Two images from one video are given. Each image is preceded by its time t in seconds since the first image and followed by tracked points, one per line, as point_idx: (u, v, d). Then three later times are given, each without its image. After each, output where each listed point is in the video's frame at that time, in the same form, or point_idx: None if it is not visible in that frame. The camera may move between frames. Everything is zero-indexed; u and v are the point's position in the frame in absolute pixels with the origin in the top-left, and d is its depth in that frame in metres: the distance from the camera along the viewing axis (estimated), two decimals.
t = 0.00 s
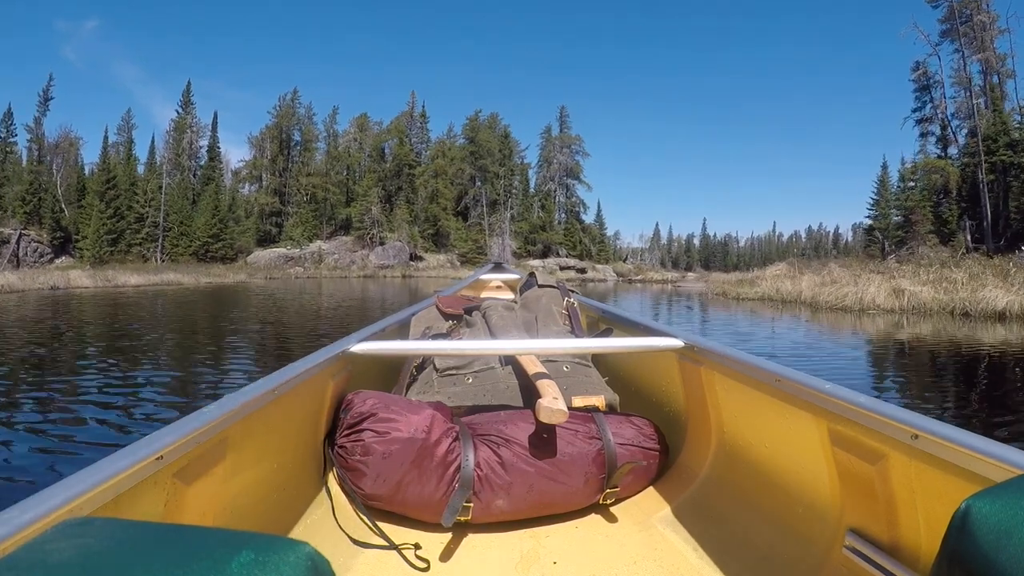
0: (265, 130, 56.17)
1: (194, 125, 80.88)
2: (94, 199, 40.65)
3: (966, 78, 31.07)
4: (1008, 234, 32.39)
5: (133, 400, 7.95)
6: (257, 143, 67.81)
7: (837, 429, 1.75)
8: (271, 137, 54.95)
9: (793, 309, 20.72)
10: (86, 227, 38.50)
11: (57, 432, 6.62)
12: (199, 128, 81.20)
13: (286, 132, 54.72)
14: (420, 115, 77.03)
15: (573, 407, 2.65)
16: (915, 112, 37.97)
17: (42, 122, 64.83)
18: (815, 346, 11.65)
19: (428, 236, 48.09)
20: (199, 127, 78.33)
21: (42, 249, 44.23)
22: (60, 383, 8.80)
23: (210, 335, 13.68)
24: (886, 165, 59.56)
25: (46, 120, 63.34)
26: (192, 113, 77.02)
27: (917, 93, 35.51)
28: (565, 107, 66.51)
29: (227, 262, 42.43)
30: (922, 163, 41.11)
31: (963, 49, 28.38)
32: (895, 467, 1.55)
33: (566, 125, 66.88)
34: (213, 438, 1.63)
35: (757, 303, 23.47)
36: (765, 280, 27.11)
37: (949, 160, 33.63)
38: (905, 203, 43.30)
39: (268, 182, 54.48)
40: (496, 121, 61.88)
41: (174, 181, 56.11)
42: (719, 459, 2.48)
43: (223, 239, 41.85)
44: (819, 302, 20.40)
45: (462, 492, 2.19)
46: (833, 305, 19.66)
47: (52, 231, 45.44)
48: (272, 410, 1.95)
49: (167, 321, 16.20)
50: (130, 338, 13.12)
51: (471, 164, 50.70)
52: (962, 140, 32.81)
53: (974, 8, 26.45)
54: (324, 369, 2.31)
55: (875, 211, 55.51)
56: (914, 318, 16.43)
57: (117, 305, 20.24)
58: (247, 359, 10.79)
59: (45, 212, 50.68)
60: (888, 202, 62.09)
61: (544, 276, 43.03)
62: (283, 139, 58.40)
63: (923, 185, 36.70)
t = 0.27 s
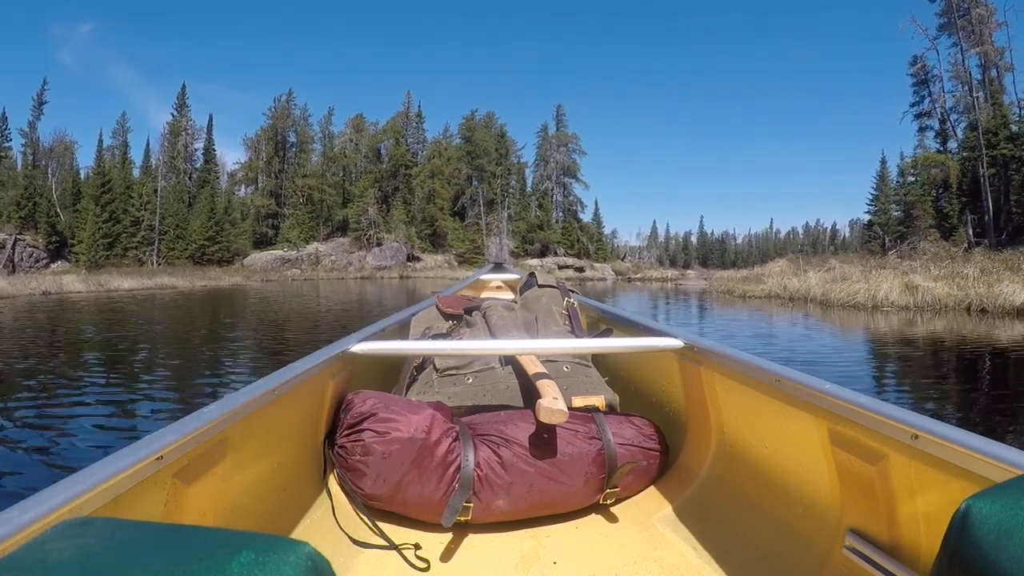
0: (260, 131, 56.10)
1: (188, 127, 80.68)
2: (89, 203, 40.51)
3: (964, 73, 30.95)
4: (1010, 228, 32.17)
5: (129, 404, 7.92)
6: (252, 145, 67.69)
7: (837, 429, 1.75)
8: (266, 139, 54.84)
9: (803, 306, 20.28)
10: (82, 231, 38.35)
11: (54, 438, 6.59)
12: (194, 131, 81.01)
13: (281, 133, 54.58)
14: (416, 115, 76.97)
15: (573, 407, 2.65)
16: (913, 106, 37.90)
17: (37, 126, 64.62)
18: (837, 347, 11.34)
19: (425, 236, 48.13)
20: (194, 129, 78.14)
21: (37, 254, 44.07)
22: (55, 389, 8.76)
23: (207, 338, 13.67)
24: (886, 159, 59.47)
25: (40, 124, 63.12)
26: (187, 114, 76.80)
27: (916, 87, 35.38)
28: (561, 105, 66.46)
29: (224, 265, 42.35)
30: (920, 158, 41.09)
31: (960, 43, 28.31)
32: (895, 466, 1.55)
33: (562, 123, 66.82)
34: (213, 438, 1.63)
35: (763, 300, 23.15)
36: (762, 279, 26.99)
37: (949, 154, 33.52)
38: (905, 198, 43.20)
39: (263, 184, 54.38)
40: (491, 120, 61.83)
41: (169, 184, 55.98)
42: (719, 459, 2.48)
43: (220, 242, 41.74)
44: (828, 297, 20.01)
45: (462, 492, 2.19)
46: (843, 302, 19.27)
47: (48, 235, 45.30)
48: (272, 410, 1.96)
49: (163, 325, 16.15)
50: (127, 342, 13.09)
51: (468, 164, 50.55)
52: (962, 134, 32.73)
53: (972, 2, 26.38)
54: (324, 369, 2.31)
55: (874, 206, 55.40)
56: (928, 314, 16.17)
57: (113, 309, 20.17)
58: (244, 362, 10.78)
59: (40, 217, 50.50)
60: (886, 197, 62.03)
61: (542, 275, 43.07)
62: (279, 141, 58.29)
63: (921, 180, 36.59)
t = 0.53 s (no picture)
0: (257, 132, 56.01)
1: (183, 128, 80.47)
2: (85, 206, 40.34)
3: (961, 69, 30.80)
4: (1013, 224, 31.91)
5: (126, 409, 7.88)
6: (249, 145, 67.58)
7: (834, 428, 1.76)
8: (262, 140, 54.75)
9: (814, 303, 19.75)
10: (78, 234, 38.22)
11: (52, 443, 6.56)
12: (189, 133, 80.76)
13: (277, 134, 54.46)
14: (412, 115, 76.92)
15: (573, 407, 2.65)
16: (911, 101, 37.81)
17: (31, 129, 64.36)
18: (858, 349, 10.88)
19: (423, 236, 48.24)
20: (189, 131, 77.97)
21: (34, 258, 43.94)
22: (51, 394, 8.72)
23: (204, 341, 13.67)
24: (885, 155, 59.41)
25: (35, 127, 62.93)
26: (183, 116, 76.63)
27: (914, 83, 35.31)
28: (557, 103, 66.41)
29: (220, 267, 42.23)
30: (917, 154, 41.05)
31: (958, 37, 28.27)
32: (896, 467, 1.55)
33: (559, 121, 66.79)
34: (214, 437, 1.63)
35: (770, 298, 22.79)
36: (759, 279, 26.87)
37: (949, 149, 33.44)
38: (904, 194, 43.09)
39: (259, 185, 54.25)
40: (488, 118, 61.80)
41: (166, 186, 55.84)
42: (719, 459, 2.48)
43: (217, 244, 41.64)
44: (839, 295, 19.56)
45: (462, 493, 2.19)
46: (856, 299, 18.77)
47: (43, 239, 45.14)
48: (272, 411, 1.96)
49: (159, 328, 16.08)
50: (124, 346, 13.06)
51: (465, 164, 50.15)
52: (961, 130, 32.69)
53: None
54: (324, 370, 2.31)
55: (874, 202, 55.30)
56: (945, 310, 15.81)
57: (108, 313, 20.09)
58: (241, 364, 10.78)
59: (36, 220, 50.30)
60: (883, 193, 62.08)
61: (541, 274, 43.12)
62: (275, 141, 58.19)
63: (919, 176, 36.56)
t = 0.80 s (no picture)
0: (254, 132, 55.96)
1: (180, 129, 80.38)
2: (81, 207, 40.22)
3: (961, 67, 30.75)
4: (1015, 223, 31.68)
5: (123, 411, 7.84)
6: (246, 145, 67.46)
7: (835, 429, 1.76)
8: (260, 140, 54.71)
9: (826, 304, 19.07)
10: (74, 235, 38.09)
11: (48, 446, 6.53)
12: (186, 133, 80.58)
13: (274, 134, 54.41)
14: (409, 115, 76.96)
15: (572, 408, 2.65)
16: (912, 99, 37.91)
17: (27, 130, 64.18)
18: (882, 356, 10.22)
19: (421, 236, 48.35)
20: (186, 131, 77.79)
21: (30, 259, 43.81)
22: (47, 396, 8.68)
23: (200, 342, 13.65)
24: (884, 154, 59.38)
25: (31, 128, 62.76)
26: (180, 116, 76.55)
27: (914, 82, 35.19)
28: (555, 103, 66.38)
29: (218, 268, 42.15)
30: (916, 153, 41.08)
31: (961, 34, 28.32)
32: (896, 467, 1.55)
33: (557, 121, 66.79)
34: (213, 438, 1.63)
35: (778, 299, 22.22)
36: (757, 280, 26.78)
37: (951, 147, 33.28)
38: (904, 193, 43.06)
39: (257, 185, 54.18)
40: (486, 118, 61.78)
41: (162, 186, 55.73)
42: (719, 459, 2.48)
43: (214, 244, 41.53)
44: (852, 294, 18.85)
45: (462, 492, 2.19)
46: (869, 300, 18.07)
47: (40, 240, 45.01)
48: (272, 411, 1.96)
49: (156, 329, 16.02)
50: (119, 347, 13.04)
51: (462, 163, 50.65)
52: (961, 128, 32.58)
53: None
54: (323, 370, 2.31)
55: (874, 202, 55.21)
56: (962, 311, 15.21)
57: (104, 314, 20.03)
58: (238, 365, 10.77)
59: (31, 221, 50.13)
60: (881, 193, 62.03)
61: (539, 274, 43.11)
62: (272, 141, 58.11)
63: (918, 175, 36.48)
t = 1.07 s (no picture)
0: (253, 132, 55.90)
1: (178, 129, 80.26)
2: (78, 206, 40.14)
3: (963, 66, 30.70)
4: (1018, 224, 31.33)
5: (120, 412, 7.82)
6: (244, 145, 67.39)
7: (835, 428, 1.76)
8: (258, 139, 54.63)
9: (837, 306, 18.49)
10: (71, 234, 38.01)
11: (44, 445, 6.53)
12: (183, 132, 80.46)
13: (273, 134, 54.35)
14: (408, 115, 76.98)
15: (572, 407, 2.65)
16: (913, 100, 37.96)
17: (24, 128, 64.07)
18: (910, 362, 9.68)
19: (419, 236, 47.98)
20: (184, 130, 77.69)
21: (28, 258, 43.73)
22: (44, 396, 8.68)
23: (197, 342, 13.64)
24: (885, 155, 59.27)
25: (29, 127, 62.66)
26: (178, 115, 76.45)
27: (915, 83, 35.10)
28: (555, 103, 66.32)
29: (215, 268, 42.06)
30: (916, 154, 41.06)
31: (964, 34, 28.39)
32: (896, 465, 1.55)
33: (556, 121, 66.74)
34: (213, 437, 1.63)
35: (784, 300, 21.79)
36: (755, 281, 26.61)
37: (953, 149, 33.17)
38: (906, 194, 42.89)
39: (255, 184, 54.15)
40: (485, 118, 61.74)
41: (160, 185, 55.64)
42: (718, 459, 2.48)
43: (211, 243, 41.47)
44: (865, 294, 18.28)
45: (461, 492, 2.19)
46: (883, 303, 17.48)
47: (37, 239, 44.91)
48: (271, 410, 1.96)
49: (153, 330, 16.00)
50: (116, 347, 13.03)
51: (460, 164, 50.68)
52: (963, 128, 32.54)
53: None
54: (323, 371, 2.31)
55: (876, 204, 55.04)
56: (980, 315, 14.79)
57: (101, 314, 20.02)
58: (235, 366, 10.78)
59: (28, 220, 50.05)
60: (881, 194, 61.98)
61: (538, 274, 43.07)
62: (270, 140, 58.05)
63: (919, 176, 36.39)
